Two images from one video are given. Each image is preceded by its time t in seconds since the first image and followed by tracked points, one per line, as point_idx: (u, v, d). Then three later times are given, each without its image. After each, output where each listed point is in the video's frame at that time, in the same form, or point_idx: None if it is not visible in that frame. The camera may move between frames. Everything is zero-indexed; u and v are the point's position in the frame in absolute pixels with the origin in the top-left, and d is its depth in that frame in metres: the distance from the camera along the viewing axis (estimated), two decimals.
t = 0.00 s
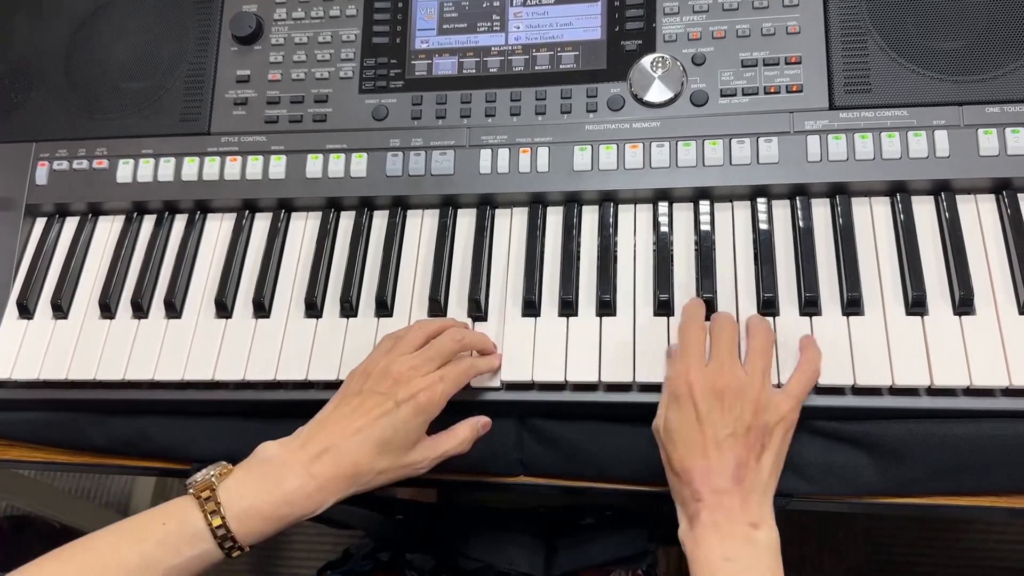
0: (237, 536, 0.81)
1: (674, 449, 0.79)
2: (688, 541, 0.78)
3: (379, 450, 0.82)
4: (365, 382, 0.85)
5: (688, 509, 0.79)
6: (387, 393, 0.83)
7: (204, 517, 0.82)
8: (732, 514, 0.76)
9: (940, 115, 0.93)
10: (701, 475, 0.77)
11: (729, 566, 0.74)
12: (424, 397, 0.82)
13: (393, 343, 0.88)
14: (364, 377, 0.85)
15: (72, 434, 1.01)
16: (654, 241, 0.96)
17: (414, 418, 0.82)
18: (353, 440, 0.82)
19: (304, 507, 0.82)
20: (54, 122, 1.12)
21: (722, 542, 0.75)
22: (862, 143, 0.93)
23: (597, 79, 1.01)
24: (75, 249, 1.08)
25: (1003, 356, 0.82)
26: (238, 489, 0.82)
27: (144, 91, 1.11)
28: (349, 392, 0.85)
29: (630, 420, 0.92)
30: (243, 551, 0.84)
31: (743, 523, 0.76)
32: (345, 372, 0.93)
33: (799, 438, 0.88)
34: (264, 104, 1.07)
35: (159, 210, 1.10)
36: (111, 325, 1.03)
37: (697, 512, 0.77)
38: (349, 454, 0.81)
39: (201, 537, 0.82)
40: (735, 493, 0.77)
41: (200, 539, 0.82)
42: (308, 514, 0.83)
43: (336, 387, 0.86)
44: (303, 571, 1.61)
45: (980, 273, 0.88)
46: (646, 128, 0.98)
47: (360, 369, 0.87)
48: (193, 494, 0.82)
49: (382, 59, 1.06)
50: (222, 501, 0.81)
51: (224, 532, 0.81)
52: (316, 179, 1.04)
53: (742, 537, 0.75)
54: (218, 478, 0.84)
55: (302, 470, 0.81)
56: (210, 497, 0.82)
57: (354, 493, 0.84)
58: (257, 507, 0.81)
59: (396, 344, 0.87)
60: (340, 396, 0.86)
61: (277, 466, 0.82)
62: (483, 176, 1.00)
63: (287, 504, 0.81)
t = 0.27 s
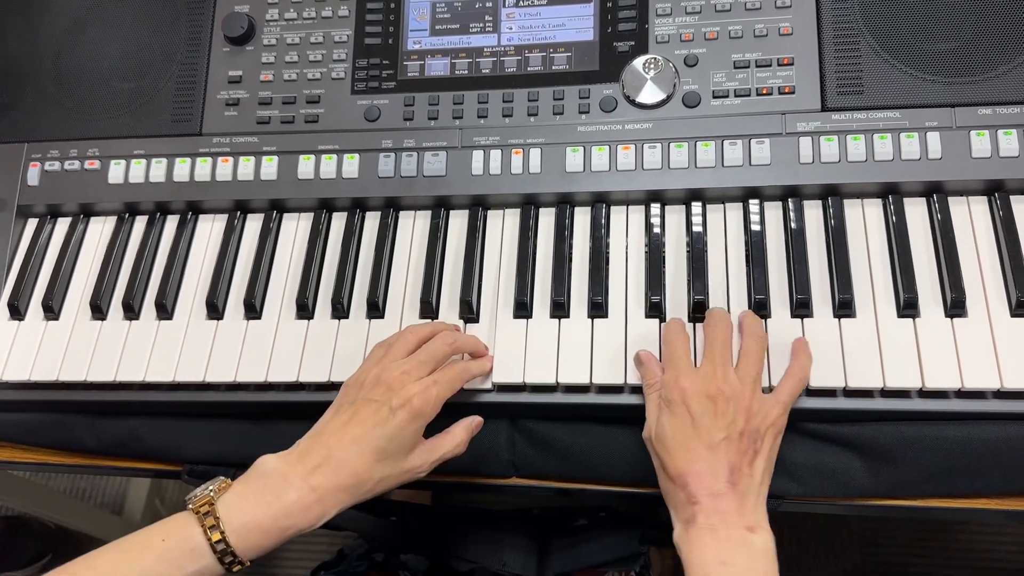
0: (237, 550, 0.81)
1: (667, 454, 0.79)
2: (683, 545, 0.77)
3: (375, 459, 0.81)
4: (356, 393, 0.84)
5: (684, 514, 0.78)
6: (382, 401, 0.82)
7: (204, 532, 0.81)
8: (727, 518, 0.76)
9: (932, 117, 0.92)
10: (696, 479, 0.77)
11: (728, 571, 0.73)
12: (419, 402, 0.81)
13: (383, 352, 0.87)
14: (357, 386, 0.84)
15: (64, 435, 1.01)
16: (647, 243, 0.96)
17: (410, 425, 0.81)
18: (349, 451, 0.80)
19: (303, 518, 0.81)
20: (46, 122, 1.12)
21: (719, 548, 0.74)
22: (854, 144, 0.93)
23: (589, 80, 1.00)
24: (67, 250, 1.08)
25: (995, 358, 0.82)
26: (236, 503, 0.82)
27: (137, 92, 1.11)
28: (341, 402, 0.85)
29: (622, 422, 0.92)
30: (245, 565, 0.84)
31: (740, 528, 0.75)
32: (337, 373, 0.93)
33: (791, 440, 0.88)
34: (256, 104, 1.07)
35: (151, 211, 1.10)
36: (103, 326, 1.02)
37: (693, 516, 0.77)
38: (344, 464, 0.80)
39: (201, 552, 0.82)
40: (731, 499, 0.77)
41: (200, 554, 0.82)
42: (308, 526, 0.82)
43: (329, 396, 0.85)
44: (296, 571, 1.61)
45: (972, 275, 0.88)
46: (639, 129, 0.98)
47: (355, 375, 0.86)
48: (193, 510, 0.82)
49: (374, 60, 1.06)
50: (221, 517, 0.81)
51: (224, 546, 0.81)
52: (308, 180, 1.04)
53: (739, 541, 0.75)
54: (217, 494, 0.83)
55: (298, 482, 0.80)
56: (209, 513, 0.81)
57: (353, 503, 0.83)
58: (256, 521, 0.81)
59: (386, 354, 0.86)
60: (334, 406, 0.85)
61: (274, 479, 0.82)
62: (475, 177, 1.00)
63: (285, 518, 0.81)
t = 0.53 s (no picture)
0: (230, 553, 0.82)
1: (671, 453, 0.78)
2: (690, 546, 0.76)
3: (367, 459, 0.80)
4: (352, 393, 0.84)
5: (689, 514, 0.77)
6: (373, 401, 0.81)
7: (197, 535, 0.82)
8: (732, 516, 0.74)
9: (927, 121, 0.92)
10: (699, 476, 0.76)
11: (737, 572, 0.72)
12: (409, 401, 0.81)
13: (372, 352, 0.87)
14: (350, 389, 0.84)
15: (57, 437, 1.00)
16: (642, 245, 0.96)
17: (401, 423, 0.80)
18: (340, 451, 0.79)
19: (296, 520, 0.80)
20: (40, 123, 1.12)
21: (724, 547, 0.73)
22: (849, 148, 0.92)
23: (584, 83, 1.00)
24: (62, 251, 1.08)
25: (989, 362, 0.82)
26: (230, 507, 0.82)
27: (131, 93, 1.11)
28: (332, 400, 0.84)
29: (616, 425, 0.92)
30: (239, 567, 0.84)
31: (745, 526, 0.74)
32: (330, 376, 0.93)
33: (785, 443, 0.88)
34: (251, 106, 1.07)
35: (145, 212, 1.10)
36: (96, 328, 1.02)
37: (699, 515, 0.75)
38: (336, 464, 0.79)
39: (195, 556, 0.82)
40: (737, 496, 0.75)
41: (193, 558, 0.82)
42: (303, 527, 0.81)
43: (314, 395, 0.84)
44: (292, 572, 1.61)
45: (967, 278, 0.88)
46: (633, 132, 0.98)
47: (345, 377, 0.86)
48: (186, 513, 0.83)
49: (369, 62, 1.06)
50: (213, 521, 0.81)
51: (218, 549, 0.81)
52: (303, 182, 1.03)
53: (746, 541, 0.73)
54: (210, 497, 0.84)
55: (291, 485, 0.80)
56: (202, 516, 0.82)
57: (347, 505, 0.82)
58: (249, 525, 0.81)
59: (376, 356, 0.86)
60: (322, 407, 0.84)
61: (267, 482, 0.81)
62: (470, 180, 1.00)
63: (278, 521, 0.80)
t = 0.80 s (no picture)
0: (234, 558, 0.82)
1: (702, 479, 0.78)
2: (713, 567, 0.77)
3: (368, 461, 0.80)
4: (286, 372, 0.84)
5: (714, 536, 0.78)
6: (372, 402, 0.81)
7: (200, 540, 0.83)
8: (758, 544, 0.75)
9: (924, 124, 0.93)
10: (729, 504, 0.76)
11: None
12: (408, 402, 0.81)
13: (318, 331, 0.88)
14: (349, 393, 0.84)
15: (56, 437, 1.01)
16: (639, 247, 0.96)
17: (401, 424, 0.80)
18: (340, 454, 0.80)
19: (299, 524, 0.81)
20: (40, 124, 1.12)
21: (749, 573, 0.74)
22: (846, 150, 0.93)
23: (582, 84, 1.01)
24: (61, 252, 1.08)
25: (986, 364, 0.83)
26: (233, 511, 0.82)
27: (131, 94, 1.11)
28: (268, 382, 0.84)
29: (613, 427, 0.92)
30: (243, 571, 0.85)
31: (770, 553, 0.75)
32: (329, 377, 0.93)
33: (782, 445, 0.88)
34: (250, 107, 1.07)
35: (145, 212, 1.10)
36: (96, 328, 1.02)
37: (724, 540, 0.76)
38: (337, 467, 0.79)
39: (199, 561, 0.83)
40: (763, 525, 0.76)
41: (197, 562, 0.83)
42: (307, 531, 0.82)
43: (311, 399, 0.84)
44: (292, 571, 1.61)
45: (963, 281, 0.89)
46: (632, 134, 0.98)
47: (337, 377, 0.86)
48: (189, 518, 0.84)
49: (368, 63, 1.06)
50: (217, 525, 0.82)
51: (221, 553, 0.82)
52: (302, 183, 1.04)
53: (770, 566, 0.75)
54: (213, 502, 0.85)
55: (293, 489, 0.80)
56: (206, 521, 0.83)
57: (349, 507, 0.83)
58: (250, 529, 0.81)
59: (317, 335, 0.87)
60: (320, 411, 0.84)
61: (269, 486, 0.82)
62: (468, 181, 1.00)
63: (282, 525, 0.81)
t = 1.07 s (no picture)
0: (234, 556, 0.82)
1: (701, 467, 0.77)
2: (715, 560, 0.76)
3: (368, 460, 0.80)
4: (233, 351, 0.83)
5: (715, 529, 0.77)
6: (372, 402, 0.81)
7: (200, 539, 0.82)
8: (759, 535, 0.74)
9: (928, 124, 0.93)
10: (728, 494, 0.75)
11: None
12: (408, 402, 0.80)
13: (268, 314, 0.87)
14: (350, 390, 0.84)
15: (56, 437, 1.00)
16: (642, 247, 0.96)
17: (401, 424, 0.80)
18: (340, 454, 0.79)
19: (299, 521, 0.80)
20: (41, 122, 1.12)
21: (749, 564, 0.73)
22: (850, 151, 0.93)
23: (585, 84, 1.00)
24: (62, 250, 1.08)
25: (989, 365, 0.82)
26: (233, 509, 0.82)
27: (133, 92, 1.11)
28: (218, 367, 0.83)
29: (616, 427, 0.92)
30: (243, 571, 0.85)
31: (771, 544, 0.74)
32: (331, 377, 0.93)
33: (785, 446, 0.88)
34: (252, 105, 1.07)
35: (146, 211, 1.10)
36: (96, 327, 1.02)
37: (724, 532, 0.75)
38: (337, 464, 0.79)
39: (199, 560, 0.83)
40: (765, 514, 0.75)
41: (197, 562, 0.83)
42: (306, 529, 0.82)
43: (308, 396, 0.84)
44: (292, 571, 1.61)
45: (967, 281, 0.88)
46: (635, 133, 0.98)
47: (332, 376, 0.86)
48: (189, 517, 0.83)
49: (370, 62, 1.06)
50: (217, 524, 0.82)
51: (221, 551, 0.82)
52: (304, 182, 1.03)
53: (771, 558, 0.73)
54: (214, 501, 0.84)
55: (294, 485, 0.80)
56: (206, 520, 0.82)
57: (349, 506, 0.82)
58: (251, 527, 0.81)
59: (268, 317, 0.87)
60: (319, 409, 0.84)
61: (270, 483, 0.82)
62: (471, 180, 1.00)
63: (281, 522, 0.80)
